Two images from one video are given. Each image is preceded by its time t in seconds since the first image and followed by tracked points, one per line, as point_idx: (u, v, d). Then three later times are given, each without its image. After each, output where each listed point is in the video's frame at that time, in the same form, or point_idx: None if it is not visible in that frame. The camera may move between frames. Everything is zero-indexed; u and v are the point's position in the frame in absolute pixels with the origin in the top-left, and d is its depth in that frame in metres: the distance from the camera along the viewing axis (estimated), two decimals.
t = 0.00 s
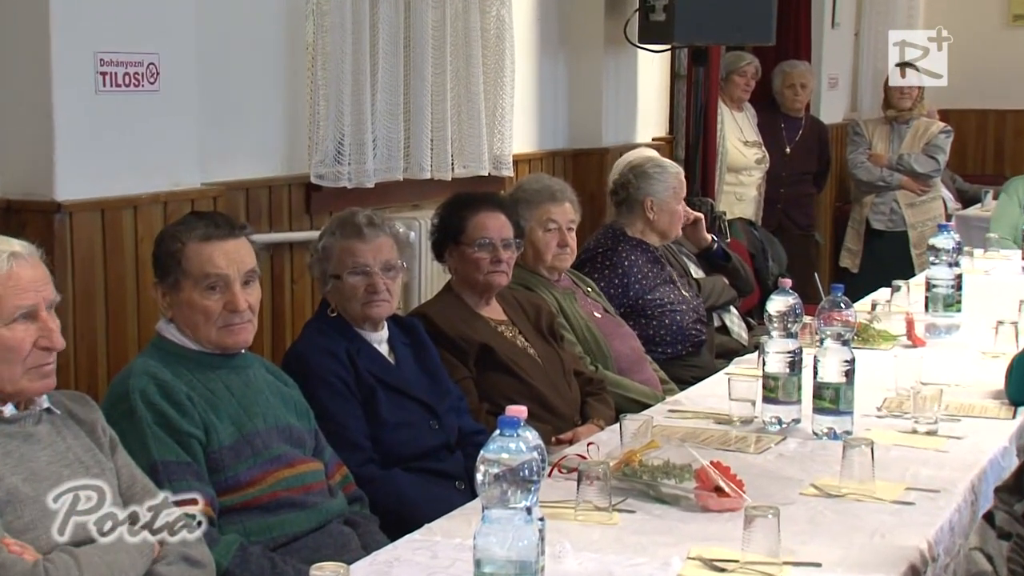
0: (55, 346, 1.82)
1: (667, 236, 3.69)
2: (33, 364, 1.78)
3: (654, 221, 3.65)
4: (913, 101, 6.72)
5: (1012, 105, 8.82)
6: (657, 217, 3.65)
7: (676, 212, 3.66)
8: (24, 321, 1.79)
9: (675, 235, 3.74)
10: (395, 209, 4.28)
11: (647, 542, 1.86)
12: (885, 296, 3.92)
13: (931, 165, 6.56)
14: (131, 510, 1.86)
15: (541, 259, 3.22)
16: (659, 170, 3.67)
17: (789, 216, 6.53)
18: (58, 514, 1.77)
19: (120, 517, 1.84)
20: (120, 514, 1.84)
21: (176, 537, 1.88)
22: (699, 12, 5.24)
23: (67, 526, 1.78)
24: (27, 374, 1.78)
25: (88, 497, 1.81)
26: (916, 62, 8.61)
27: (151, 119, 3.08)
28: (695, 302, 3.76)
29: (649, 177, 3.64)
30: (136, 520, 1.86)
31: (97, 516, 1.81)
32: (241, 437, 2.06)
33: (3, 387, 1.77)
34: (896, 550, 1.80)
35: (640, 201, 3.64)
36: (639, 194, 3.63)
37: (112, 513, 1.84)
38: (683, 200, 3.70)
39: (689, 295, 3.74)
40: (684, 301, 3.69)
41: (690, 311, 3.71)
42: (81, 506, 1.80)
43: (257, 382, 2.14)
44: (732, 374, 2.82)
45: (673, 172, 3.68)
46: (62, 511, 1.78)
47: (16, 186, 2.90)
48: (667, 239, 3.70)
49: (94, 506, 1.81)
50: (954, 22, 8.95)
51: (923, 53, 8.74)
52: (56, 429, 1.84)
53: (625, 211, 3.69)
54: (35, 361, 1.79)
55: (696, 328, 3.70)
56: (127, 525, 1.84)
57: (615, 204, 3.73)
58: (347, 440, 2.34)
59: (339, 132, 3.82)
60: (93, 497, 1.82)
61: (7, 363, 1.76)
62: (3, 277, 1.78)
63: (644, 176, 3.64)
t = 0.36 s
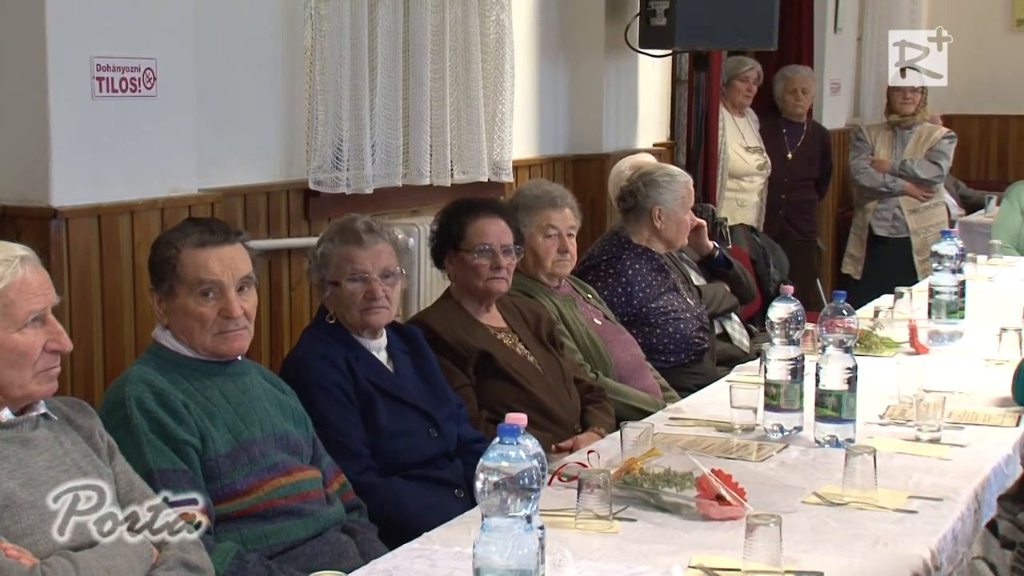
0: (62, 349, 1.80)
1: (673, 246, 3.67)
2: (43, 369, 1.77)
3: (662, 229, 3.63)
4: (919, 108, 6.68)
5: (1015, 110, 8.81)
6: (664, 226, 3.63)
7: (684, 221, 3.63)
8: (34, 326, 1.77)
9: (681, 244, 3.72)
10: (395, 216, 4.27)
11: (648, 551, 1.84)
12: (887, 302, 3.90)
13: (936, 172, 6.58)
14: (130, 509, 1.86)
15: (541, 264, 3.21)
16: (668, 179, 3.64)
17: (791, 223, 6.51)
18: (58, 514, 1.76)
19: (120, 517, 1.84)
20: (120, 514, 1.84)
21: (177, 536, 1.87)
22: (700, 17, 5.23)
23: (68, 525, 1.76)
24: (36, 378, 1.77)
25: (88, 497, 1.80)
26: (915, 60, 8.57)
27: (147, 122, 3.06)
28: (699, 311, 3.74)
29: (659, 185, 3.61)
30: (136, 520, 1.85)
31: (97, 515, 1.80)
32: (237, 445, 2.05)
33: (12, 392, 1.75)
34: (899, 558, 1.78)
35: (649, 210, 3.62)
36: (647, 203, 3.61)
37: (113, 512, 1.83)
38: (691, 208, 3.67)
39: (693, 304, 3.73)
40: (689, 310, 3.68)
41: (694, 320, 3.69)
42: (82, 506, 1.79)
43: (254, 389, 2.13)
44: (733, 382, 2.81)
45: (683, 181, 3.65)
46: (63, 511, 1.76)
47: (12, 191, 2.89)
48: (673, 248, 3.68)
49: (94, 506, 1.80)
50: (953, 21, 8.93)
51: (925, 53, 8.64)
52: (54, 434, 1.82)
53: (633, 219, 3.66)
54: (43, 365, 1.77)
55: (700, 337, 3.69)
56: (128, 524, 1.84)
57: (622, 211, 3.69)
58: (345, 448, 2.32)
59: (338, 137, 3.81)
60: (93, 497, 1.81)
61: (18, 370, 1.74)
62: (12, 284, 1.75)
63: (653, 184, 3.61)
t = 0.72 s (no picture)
0: (66, 347, 1.82)
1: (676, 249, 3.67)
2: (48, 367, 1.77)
3: (665, 232, 3.62)
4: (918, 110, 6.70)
5: (1015, 114, 8.82)
6: (667, 229, 3.62)
7: (686, 224, 3.62)
8: (40, 325, 1.78)
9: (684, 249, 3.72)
10: (396, 218, 4.27)
11: (648, 553, 1.84)
12: (887, 306, 3.90)
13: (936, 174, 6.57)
14: (130, 509, 1.86)
15: (541, 267, 3.20)
16: (671, 181, 3.64)
17: (791, 226, 6.51)
18: (57, 513, 1.75)
19: (120, 516, 1.83)
20: (120, 514, 1.84)
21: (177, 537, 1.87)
22: (699, 19, 5.23)
23: (68, 525, 1.76)
24: (41, 376, 1.77)
25: (88, 497, 1.80)
26: (915, 60, 8.65)
27: (147, 124, 3.06)
28: (702, 314, 3.73)
29: (662, 187, 3.61)
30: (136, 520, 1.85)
31: (97, 515, 1.80)
32: (236, 447, 2.05)
33: (17, 390, 1.75)
34: (900, 561, 1.78)
35: (651, 212, 3.61)
36: (650, 205, 3.60)
37: (112, 512, 1.83)
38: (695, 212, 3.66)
39: (696, 306, 3.72)
40: (691, 313, 3.67)
41: (696, 323, 3.68)
42: (82, 505, 1.79)
43: (254, 392, 2.13)
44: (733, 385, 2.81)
45: (687, 183, 3.65)
46: (63, 511, 1.76)
47: (12, 194, 2.89)
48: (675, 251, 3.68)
49: (94, 506, 1.80)
50: (953, 21, 8.92)
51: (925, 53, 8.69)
52: (54, 434, 1.82)
53: (636, 221, 3.65)
54: (48, 363, 1.78)
55: (701, 340, 3.68)
56: (128, 524, 1.84)
57: (625, 213, 3.69)
58: (345, 451, 2.32)
59: (339, 140, 3.81)
60: (93, 497, 1.81)
61: (23, 367, 1.75)
62: (18, 281, 1.76)
63: (657, 187, 3.61)
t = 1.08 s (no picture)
0: (68, 347, 1.82)
1: (682, 251, 3.66)
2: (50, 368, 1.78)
3: (671, 231, 3.63)
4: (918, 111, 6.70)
5: (1015, 115, 8.82)
6: (673, 228, 3.62)
7: (693, 226, 3.62)
8: (42, 326, 1.78)
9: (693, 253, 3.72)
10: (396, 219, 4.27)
11: (648, 554, 1.84)
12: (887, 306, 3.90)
13: (936, 175, 6.57)
14: (131, 509, 1.86)
15: (541, 267, 3.20)
16: (688, 182, 3.64)
17: (791, 226, 6.51)
18: (57, 513, 1.75)
19: (120, 516, 1.83)
20: (120, 514, 1.84)
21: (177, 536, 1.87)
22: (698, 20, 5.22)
23: (68, 525, 1.76)
24: (43, 376, 1.77)
25: (88, 497, 1.80)
26: (915, 59, 8.70)
27: (147, 125, 3.06)
28: (710, 315, 3.73)
29: (676, 185, 3.61)
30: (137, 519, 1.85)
31: (97, 515, 1.80)
32: (234, 446, 2.05)
33: (18, 390, 1.75)
34: (900, 562, 1.78)
35: (660, 209, 3.62)
36: (660, 200, 3.61)
37: (112, 512, 1.83)
38: (705, 216, 3.66)
39: (703, 307, 3.72)
40: (698, 313, 3.67)
41: (703, 323, 3.68)
42: (82, 505, 1.79)
43: (252, 391, 2.13)
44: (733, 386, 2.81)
45: (702, 186, 3.63)
46: (64, 511, 1.76)
47: (11, 195, 2.89)
48: (683, 255, 3.68)
49: (95, 506, 1.80)
50: (956, 19, 8.93)
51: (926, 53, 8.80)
52: (53, 433, 1.82)
53: (645, 217, 3.66)
54: (49, 364, 1.78)
55: (708, 341, 3.68)
56: (129, 524, 1.83)
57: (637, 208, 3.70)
58: (345, 452, 2.32)
59: (339, 141, 3.81)
60: (93, 497, 1.81)
61: (25, 368, 1.75)
62: (21, 281, 1.76)
63: (670, 184, 3.62)
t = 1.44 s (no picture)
0: (60, 349, 1.82)
1: (699, 254, 3.63)
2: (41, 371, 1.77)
3: (690, 233, 3.59)
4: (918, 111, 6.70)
5: (1014, 115, 8.82)
6: (693, 229, 3.59)
7: (713, 231, 3.59)
8: (32, 329, 1.77)
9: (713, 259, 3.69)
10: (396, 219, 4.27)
11: (647, 554, 1.84)
12: (886, 307, 3.90)
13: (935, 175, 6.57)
14: (130, 510, 1.85)
15: (540, 268, 3.20)
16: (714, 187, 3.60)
17: (791, 227, 6.51)
18: (57, 513, 1.75)
19: (120, 516, 1.83)
20: (120, 515, 1.84)
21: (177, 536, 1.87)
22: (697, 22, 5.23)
23: (68, 525, 1.76)
24: (35, 379, 1.77)
25: (88, 497, 1.80)
26: (915, 59, 8.66)
27: (145, 126, 3.06)
28: (722, 321, 3.72)
29: (701, 188, 3.57)
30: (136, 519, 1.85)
31: (97, 516, 1.80)
32: (232, 446, 2.05)
33: (11, 394, 1.75)
34: (899, 562, 1.78)
35: (683, 209, 3.59)
36: (684, 201, 3.58)
37: (112, 513, 1.83)
38: (727, 224, 3.62)
39: (716, 313, 3.71)
40: (711, 318, 3.66)
41: (715, 329, 3.67)
42: (82, 506, 1.79)
43: (250, 391, 2.13)
44: (733, 386, 2.81)
45: (727, 194, 3.60)
46: (63, 511, 1.76)
47: (10, 196, 2.88)
48: (701, 260, 3.64)
49: (94, 506, 1.80)
50: (956, 20, 8.94)
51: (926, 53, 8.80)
52: (49, 432, 1.82)
53: (668, 216, 3.63)
54: (42, 366, 1.78)
55: (719, 346, 3.67)
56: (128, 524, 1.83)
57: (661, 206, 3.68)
58: (345, 452, 2.32)
59: (338, 142, 3.82)
60: (93, 497, 1.81)
61: (17, 372, 1.75)
62: (11, 285, 1.75)
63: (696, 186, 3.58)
